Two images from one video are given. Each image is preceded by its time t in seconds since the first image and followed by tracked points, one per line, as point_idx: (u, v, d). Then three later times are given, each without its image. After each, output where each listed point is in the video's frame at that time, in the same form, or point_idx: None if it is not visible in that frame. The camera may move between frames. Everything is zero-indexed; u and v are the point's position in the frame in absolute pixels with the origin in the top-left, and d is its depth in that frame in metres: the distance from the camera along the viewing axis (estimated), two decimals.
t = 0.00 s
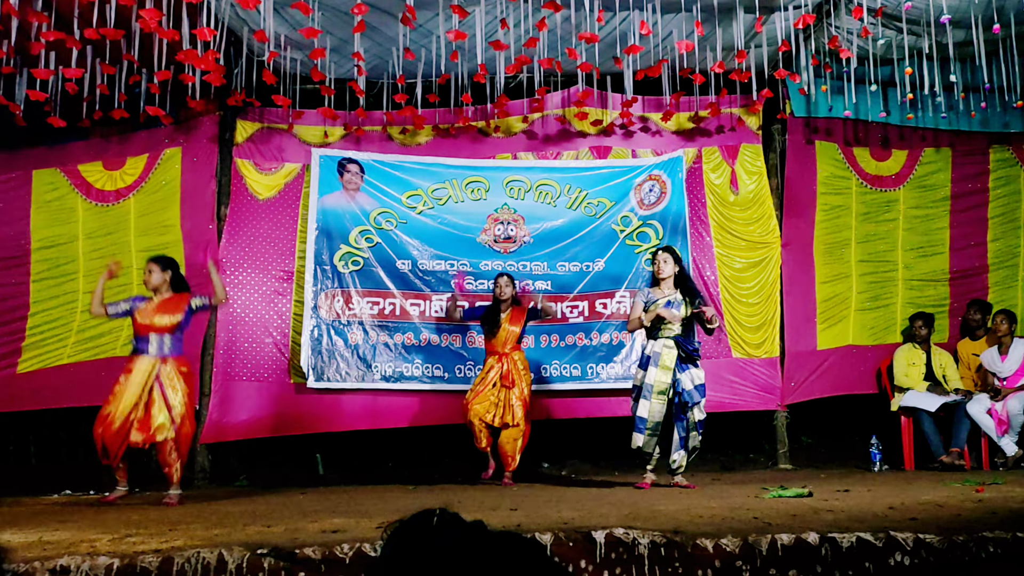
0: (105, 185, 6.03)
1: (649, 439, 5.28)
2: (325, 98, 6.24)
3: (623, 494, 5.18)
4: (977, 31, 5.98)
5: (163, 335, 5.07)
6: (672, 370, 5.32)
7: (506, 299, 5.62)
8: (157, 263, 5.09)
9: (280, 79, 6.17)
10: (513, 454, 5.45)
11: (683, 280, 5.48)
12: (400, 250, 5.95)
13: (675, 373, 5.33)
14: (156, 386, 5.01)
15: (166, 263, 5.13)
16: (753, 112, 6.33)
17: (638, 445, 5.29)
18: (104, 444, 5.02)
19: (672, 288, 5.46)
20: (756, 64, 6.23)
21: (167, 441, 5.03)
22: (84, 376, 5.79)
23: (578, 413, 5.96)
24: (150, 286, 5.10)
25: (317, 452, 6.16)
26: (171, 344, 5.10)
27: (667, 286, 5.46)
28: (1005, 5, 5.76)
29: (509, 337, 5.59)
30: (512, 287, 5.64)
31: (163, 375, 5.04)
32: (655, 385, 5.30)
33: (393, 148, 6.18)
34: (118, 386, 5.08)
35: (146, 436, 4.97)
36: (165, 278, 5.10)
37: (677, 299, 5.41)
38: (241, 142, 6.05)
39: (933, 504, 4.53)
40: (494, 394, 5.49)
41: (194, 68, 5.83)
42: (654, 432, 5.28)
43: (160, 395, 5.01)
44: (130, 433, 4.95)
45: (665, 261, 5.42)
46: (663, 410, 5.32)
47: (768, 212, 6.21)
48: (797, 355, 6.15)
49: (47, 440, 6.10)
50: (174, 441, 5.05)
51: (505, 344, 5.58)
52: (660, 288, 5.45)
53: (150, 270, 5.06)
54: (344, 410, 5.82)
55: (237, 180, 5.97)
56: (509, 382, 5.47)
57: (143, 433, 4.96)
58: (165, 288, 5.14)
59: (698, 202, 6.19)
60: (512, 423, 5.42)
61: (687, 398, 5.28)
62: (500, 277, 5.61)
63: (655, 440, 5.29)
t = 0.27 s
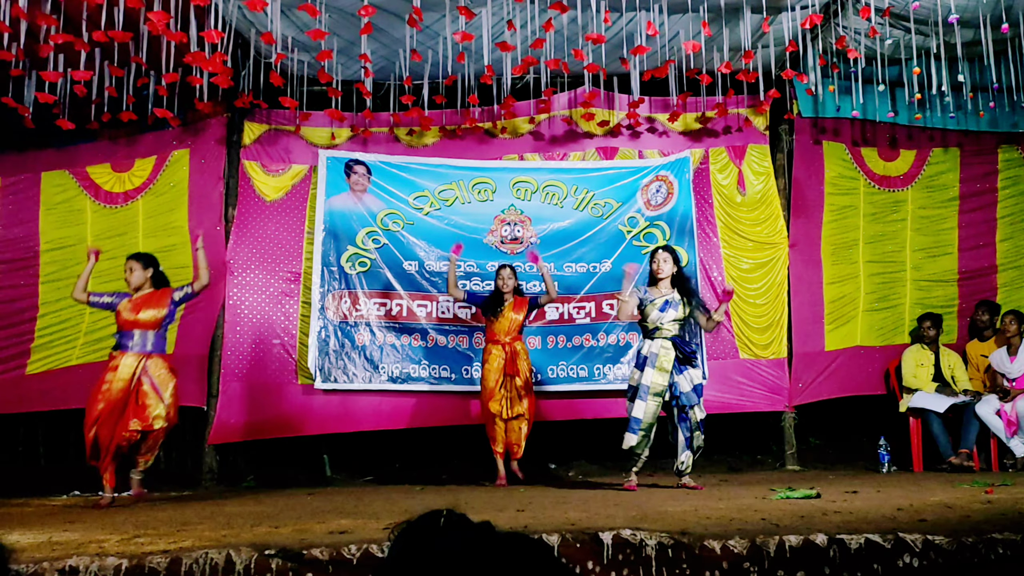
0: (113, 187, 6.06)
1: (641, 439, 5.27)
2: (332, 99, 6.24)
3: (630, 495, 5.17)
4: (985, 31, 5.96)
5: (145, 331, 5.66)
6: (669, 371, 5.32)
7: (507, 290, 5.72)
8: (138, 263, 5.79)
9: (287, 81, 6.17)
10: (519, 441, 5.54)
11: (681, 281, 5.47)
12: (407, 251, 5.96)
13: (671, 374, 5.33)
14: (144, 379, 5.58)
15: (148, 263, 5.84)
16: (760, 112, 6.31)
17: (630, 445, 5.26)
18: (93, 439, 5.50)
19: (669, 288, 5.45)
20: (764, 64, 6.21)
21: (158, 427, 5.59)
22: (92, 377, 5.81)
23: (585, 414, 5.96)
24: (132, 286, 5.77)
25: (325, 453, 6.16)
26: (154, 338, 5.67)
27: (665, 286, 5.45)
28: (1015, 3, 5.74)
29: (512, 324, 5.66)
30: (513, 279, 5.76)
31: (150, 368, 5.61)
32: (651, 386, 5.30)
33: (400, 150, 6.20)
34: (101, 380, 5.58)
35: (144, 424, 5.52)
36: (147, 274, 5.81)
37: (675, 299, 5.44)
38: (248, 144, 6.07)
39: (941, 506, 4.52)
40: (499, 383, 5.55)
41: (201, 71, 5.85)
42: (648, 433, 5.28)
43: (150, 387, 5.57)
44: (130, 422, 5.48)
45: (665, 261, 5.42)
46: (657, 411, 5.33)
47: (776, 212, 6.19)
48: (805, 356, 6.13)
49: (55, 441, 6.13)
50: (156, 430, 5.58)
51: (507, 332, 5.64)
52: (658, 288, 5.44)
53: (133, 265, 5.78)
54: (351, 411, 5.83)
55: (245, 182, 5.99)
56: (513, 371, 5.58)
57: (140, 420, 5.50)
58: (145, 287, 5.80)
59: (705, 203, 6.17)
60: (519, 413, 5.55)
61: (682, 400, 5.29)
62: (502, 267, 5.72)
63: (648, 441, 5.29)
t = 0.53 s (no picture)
0: (119, 188, 6.07)
1: (631, 443, 5.25)
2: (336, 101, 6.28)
3: (635, 496, 5.17)
4: (991, 30, 5.93)
5: (138, 337, 5.20)
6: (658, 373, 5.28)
7: (509, 299, 5.57)
8: (135, 265, 5.25)
9: (291, 82, 6.20)
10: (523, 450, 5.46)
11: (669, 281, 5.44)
12: (411, 252, 5.96)
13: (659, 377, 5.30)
14: (133, 387, 5.10)
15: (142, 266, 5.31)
16: (764, 112, 6.31)
17: (620, 448, 5.26)
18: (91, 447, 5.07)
19: (657, 287, 5.42)
20: (768, 64, 6.20)
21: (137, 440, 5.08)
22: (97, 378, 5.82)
23: (590, 415, 5.94)
24: (126, 289, 5.24)
25: (329, 454, 6.17)
26: (146, 346, 5.22)
27: (653, 286, 5.42)
28: (1020, 3, 5.69)
29: (515, 336, 5.52)
30: (515, 288, 5.61)
31: (141, 376, 5.15)
32: (640, 388, 5.25)
33: (404, 151, 6.21)
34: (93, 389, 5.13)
35: (119, 433, 5.00)
36: (142, 281, 5.25)
37: (664, 299, 5.39)
38: (253, 146, 6.08)
39: (947, 506, 4.50)
40: (502, 395, 5.43)
41: (206, 72, 5.86)
42: (636, 436, 5.25)
43: (136, 395, 5.09)
44: (105, 428, 4.99)
45: (654, 261, 5.39)
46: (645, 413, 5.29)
47: (780, 213, 6.19)
48: (810, 356, 6.12)
49: (61, 441, 6.15)
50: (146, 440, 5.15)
51: (510, 343, 5.50)
52: (646, 289, 5.41)
53: (128, 272, 5.21)
54: (356, 412, 5.83)
55: (249, 183, 6.00)
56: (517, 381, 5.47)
57: (116, 429, 4.99)
58: (141, 291, 5.29)
59: (709, 203, 6.17)
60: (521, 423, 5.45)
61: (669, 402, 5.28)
62: (504, 277, 5.55)
63: (637, 444, 5.26)
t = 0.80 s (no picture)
0: (124, 190, 6.09)
1: (642, 453, 5.23)
2: (340, 102, 6.30)
3: (639, 497, 5.16)
4: (996, 30, 5.91)
5: (143, 348, 5.17)
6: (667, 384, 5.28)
7: (518, 305, 5.63)
8: (145, 274, 5.28)
9: (296, 84, 6.23)
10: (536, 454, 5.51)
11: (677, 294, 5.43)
12: (416, 253, 5.96)
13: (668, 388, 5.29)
14: (135, 399, 5.06)
15: (152, 277, 5.33)
16: (768, 113, 6.33)
17: (631, 459, 5.24)
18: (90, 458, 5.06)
19: (665, 300, 5.42)
20: (773, 65, 6.21)
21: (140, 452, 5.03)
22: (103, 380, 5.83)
23: (594, 416, 5.94)
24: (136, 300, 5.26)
25: (334, 455, 6.18)
26: (151, 357, 5.19)
27: (661, 299, 5.42)
28: None
29: (525, 342, 5.59)
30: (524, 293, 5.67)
31: (144, 388, 5.10)
32: (651, 400, 5.21)
33: (409, 152, 6.22)
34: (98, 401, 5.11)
35: (120, 446, 4.96)
36: (153, 291, 5.28)
37: (671, 311, 5.38)
38: (257, 147, 6.08)
39: (953, 508, 4.49)
40: (512, 403, 5.48)
41: (210, 74, 5.89)
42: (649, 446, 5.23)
43: (138, 407, 5.05)
44: (106, 441, 4.95)
45: (661, 273, 5.37)
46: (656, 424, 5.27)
47: (785, 213, 6.18)
48: (815, 358, 6.10)
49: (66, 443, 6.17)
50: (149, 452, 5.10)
51: (520, 348, 5.57)
52: (653, 301, 5.41)
53: (139, 279, 5.25)
54: (360, 413, 5.84)
55: (254, 185, 6.00)
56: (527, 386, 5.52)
57: (118, 441, 4.95)
58: (147, 301, 5.28)
59: (714, 204, 6.16)
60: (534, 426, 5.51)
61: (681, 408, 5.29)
62: (513, 283, 5.63)
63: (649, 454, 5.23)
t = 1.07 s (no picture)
0: (130, 191, 6.11)
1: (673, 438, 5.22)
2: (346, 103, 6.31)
3: (645, 497, 5.15)
4: (1003, 29, 5.88)
5: (168, 324, 5.17)
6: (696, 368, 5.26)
7: (536, 296, 5.63)
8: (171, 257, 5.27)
9: (302, 85, 6.25)
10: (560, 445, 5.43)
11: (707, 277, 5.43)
12: (421, 254, 5.97)
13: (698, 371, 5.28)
14: (162, 375, 5.05)
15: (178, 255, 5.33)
16: (774, 113, 6.29)
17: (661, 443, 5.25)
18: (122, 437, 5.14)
19: (693, 286, 5.42)
20: (778, 65, 6.20)
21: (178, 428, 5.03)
22: (109, 380, 5.84)
23: (600, 417, 5.93)
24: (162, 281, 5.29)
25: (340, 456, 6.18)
26: (175, 332, 5.17)
27: (690, 284, 5.42)
28: None
29: (541, 332, 5.58)
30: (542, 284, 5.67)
31: (168, 363, 5.08)
32: (678, 384, 5.24)
33: (414, 153, 6.24)
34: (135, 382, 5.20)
35: (156, 422, 4.99)
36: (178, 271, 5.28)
37: (698, 295, 5.38)
38: (263, 148, 6.10)
39: (960, 509, 4.48)
40: (529, 390, 5.48)
41: (217, 75, 5.92)
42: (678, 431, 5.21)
43: (166, 383, 5.04)
44: (142, 420, 4.99)
45: (691, 261, 5.37)
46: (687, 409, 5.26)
47: (791, 213, 6.16)
48: (821, 358, 6.09)
49: (73, 443, 6.18)
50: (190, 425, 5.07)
51: (536, 339, 5.57)
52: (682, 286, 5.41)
53: (167, 261, 5.26)
54: (365, 414, 5.84)
55: (260, 185, 6.01)
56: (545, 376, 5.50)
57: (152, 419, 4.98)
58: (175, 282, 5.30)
59: (719, 204, 6.15)
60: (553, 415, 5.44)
61: (709, 395, 5.25)
62: (530, 274, 5.62)
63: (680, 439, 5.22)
